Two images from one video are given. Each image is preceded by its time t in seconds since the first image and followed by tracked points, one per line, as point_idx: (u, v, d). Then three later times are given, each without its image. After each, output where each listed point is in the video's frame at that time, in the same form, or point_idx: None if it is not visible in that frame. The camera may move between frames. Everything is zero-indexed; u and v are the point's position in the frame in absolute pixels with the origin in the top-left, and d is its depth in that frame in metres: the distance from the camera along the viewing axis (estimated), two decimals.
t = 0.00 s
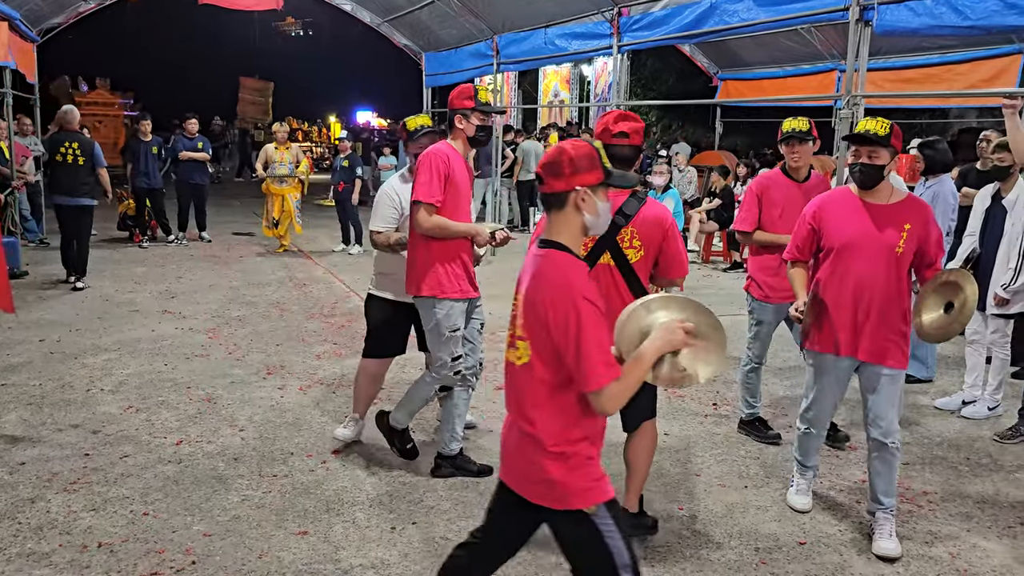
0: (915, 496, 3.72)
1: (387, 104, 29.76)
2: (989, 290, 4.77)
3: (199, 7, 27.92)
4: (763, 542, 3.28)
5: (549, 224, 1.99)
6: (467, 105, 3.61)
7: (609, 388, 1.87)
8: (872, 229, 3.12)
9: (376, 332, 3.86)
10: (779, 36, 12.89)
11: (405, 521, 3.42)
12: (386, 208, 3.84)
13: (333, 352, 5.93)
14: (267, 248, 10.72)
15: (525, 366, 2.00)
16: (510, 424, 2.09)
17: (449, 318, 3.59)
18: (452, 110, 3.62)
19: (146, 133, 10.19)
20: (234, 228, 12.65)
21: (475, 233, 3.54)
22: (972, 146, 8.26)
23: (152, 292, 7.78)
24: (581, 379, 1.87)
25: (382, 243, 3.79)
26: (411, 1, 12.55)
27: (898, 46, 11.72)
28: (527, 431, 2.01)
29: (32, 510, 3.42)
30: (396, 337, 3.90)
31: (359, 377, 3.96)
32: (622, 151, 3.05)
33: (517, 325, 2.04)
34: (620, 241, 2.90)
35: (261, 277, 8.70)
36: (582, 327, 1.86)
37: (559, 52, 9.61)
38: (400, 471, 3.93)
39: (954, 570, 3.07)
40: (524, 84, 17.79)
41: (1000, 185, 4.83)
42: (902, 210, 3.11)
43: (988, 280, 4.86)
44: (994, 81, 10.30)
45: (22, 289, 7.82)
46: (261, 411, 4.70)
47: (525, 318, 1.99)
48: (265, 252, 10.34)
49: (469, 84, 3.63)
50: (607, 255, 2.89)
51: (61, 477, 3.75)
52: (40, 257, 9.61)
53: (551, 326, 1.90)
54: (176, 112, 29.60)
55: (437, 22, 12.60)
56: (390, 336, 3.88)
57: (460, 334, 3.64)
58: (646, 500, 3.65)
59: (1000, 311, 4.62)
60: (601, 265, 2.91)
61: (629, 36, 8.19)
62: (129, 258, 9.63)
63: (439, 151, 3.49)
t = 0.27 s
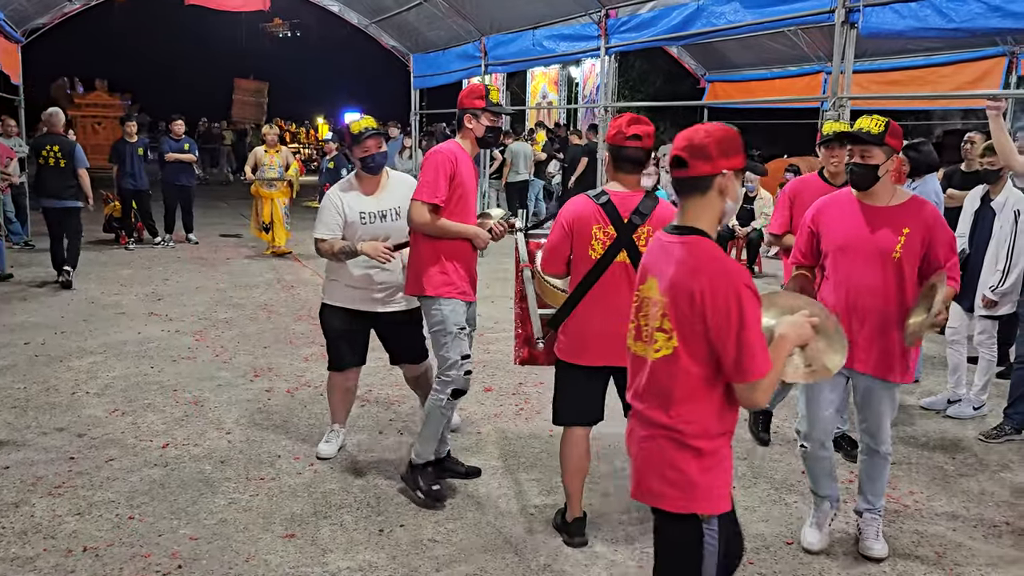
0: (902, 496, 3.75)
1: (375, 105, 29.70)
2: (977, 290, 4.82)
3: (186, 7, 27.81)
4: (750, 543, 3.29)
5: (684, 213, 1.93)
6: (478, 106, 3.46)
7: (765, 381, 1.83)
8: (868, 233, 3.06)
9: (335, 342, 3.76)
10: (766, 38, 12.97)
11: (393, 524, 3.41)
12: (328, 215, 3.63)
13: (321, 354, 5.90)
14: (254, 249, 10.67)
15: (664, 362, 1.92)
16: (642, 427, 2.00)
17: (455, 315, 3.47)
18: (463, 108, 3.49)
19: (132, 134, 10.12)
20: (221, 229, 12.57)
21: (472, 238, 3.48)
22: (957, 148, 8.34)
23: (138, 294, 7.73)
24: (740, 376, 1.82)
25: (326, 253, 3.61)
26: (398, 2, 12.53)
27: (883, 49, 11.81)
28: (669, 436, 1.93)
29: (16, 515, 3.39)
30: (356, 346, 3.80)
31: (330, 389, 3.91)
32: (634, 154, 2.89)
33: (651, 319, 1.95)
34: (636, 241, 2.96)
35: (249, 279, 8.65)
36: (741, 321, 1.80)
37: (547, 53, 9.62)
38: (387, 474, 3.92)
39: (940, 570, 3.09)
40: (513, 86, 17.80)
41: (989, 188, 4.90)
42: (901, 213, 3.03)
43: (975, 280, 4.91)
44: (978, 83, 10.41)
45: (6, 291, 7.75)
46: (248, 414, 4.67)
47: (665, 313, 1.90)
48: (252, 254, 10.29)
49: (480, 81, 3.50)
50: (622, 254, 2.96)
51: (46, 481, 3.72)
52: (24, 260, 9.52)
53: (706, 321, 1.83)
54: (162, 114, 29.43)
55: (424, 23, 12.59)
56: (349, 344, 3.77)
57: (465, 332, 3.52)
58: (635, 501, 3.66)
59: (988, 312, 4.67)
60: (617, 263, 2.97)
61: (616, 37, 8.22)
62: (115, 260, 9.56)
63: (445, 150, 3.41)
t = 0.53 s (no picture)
0: (890, 498, 3.77)
1: (364, 108, 29.66)
2: (962, 291, 4.87)
3: (174, 9, 27.69)
4: (739, 545, 3.30)
5: (807, 238, 1.99)
6: (480, 110, 3.26)
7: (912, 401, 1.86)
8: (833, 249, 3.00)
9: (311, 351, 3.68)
10: (754, 41, 13.03)
11: (382, 528, 3.40)
12: (287, 218, 3.60)
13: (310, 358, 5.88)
14: (243, 253, 10.62)
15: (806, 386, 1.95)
16: (779, 453, 2.02)
17: (455, 327, 3.31)
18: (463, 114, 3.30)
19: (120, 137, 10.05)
20: (209, 233, 12.51)
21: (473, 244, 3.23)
22: (943, 151, 8.41)
23: (125, 298, 7.67)
24: (890, 396, 1.86)
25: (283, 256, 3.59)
26: (387, 5, 12.53)
27: (870, 53, 11.90)
28: (815, 459, 1.94)
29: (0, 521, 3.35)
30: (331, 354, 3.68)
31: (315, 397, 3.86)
32: (652, 154, 3.18)
33: (786, 345, 1.99)
34: (664, 240, 3.20)
35: (237, 283, 8.61)
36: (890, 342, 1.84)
37: (536, 56, 9.63)
38: (377, 477, 3.91)
39: (927, 571, 3.11)
40: (502, 89, 17.81)
41: (975, 190, 4.89)
42: (865, 229, 2.97)
43: (960, 283, 4.96)
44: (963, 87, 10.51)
45: None
46: (237, 418, 4.64)
47: (807, 339, 1.94)
48: (241, 257, 10.24)
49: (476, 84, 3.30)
50: (652, 253, 3.18)
51: (31, 487, 3.68)
52: (10, 264, 9.43)
53: (854, 346, 1.87)
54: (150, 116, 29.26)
55: (413, 26, 12.58)
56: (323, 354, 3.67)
57: (466, 344, 3.36)
58: (624, 504, 3.66)
59: (972, 314, 4.73)
60: (648, 263, 3.18)
61: (605, 41, 8.24)
62: (102, 264, 9.49)
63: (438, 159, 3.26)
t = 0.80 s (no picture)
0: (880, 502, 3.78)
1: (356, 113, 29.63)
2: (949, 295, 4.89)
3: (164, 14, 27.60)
4: (730, 550, 3.31)
5: (920, 232, 2.09)
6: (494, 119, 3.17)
7: None
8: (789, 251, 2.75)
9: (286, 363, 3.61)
10: (744, 47, 13.10)
11: (373, 534, 3.39)
12: (276, 224, 3.52)
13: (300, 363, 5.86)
14: (234, 258, 10.58)
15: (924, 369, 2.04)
16: (892, 434, 2.10)
17: (479, 349, 3.20)
18: (476, 127, 3.19)
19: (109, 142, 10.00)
20: (199, 238, 12.46)
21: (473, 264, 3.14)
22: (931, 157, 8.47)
23: (115, 304, 7.63)
24: (1003, 376, 1.95)
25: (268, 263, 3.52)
26: (378, 10, 12.54)
27: (858, 59, 11.98)
28: (934, 438, 2.03)
29: None
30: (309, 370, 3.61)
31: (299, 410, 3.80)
32: (652, 157, 3.28)
33: (903, 330, 2.07)
34: (668, 241, 3.30)
35: (227, 288, 8.57)
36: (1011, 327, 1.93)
37: (527, 62, 9.65)
38: (368, 483, 3.90)
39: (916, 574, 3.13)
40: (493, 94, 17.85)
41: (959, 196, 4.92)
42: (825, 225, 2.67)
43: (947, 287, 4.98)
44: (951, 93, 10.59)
45: None
46: (227, 424, 4.62)
47: (924, 323, 2.03)
48: (231, 263, 10.20)
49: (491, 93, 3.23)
50: (657, 254, 3.29)
51: (19, 494, 3.65)
52: None
53: (971, 327, 1.96)
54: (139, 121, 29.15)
55: (404, 31, 12.59)
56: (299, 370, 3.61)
57: (490, 366, 3.25)
58: (615, 509, 3.66)
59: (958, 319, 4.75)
60: (653, 263, 3.29)
61: (595, 46, 8.27)
62: (91, 269, 9.44)
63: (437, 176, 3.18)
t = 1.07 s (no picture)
0: (871, 507, 3.80)
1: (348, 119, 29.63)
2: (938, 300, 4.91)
3: (156, 19, 27.56)
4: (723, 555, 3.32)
5: (1014, 251, 2.14)
6: (523, 118, 3.10)
7: None
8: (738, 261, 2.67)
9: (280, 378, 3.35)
10: (735, 53, 13.17)
11: (366, 540, 3.38)
12: (278, 225, 3.34)
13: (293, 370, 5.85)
14: (226, 264, 10.55)
15: None
16: (997, 449, 2.09)
17: (489, 362, 3.14)
18: (504, 127, 3.10)
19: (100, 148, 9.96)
20: (192, 243, 12.42)
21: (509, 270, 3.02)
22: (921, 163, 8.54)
23: (106, 310, 7.59)
24: None
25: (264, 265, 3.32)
26: (371, 16, 12.56)
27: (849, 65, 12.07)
28: None
29: None
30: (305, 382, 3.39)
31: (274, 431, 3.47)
32: (639, 165, 3.36)
33: (1007, 344, 2.10)
34: (653, 245, 3.37)
35: (220, 294, 8.55)
36: None
37: (519, 68, 9.67)
38: (361, 489, 3.89)
39: None
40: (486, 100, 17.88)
41: (947, 202, 4.97)
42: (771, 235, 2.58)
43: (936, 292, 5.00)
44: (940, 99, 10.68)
45: None
46: (219, 430, 4.60)
47: None
48: (223, 268, 10.18)
49: (515, 92, 3.16)
50: (642, 258, 3.36)
51: (9, 502, 3.62)
52: None
53: None
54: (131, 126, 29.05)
55: (397, 37, 12.61)
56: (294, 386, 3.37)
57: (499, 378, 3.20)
58: (608, 514, 3.67)
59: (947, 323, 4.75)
60: (638, 267, 3.36)
61: (588, 52, 8.29)
62: (83, 275, 9.39)
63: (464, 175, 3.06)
